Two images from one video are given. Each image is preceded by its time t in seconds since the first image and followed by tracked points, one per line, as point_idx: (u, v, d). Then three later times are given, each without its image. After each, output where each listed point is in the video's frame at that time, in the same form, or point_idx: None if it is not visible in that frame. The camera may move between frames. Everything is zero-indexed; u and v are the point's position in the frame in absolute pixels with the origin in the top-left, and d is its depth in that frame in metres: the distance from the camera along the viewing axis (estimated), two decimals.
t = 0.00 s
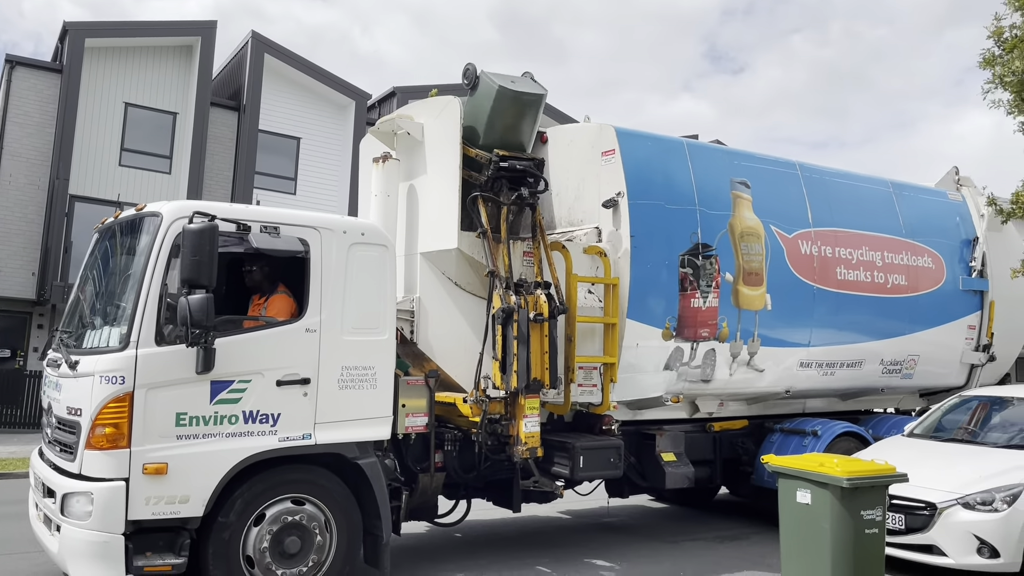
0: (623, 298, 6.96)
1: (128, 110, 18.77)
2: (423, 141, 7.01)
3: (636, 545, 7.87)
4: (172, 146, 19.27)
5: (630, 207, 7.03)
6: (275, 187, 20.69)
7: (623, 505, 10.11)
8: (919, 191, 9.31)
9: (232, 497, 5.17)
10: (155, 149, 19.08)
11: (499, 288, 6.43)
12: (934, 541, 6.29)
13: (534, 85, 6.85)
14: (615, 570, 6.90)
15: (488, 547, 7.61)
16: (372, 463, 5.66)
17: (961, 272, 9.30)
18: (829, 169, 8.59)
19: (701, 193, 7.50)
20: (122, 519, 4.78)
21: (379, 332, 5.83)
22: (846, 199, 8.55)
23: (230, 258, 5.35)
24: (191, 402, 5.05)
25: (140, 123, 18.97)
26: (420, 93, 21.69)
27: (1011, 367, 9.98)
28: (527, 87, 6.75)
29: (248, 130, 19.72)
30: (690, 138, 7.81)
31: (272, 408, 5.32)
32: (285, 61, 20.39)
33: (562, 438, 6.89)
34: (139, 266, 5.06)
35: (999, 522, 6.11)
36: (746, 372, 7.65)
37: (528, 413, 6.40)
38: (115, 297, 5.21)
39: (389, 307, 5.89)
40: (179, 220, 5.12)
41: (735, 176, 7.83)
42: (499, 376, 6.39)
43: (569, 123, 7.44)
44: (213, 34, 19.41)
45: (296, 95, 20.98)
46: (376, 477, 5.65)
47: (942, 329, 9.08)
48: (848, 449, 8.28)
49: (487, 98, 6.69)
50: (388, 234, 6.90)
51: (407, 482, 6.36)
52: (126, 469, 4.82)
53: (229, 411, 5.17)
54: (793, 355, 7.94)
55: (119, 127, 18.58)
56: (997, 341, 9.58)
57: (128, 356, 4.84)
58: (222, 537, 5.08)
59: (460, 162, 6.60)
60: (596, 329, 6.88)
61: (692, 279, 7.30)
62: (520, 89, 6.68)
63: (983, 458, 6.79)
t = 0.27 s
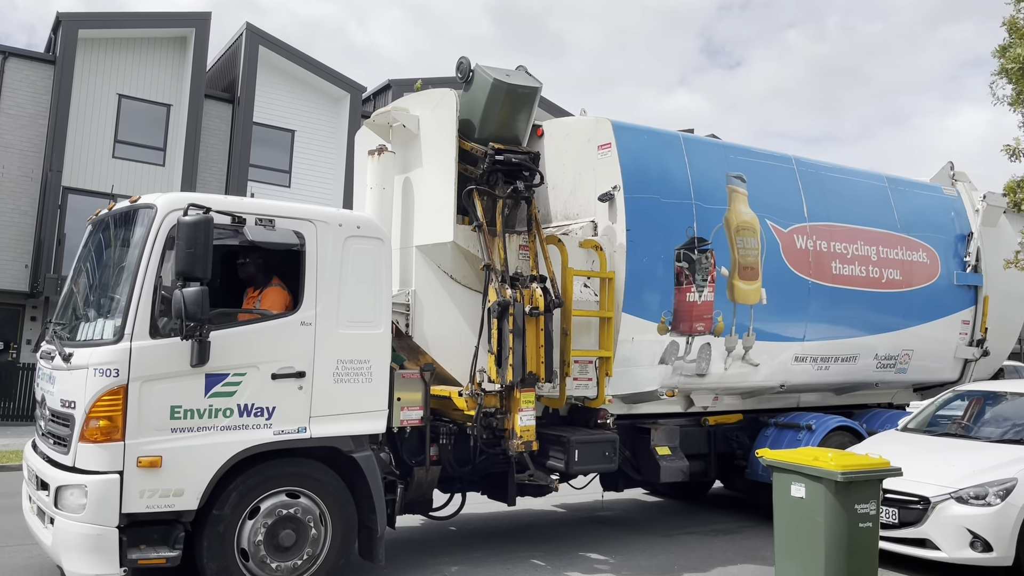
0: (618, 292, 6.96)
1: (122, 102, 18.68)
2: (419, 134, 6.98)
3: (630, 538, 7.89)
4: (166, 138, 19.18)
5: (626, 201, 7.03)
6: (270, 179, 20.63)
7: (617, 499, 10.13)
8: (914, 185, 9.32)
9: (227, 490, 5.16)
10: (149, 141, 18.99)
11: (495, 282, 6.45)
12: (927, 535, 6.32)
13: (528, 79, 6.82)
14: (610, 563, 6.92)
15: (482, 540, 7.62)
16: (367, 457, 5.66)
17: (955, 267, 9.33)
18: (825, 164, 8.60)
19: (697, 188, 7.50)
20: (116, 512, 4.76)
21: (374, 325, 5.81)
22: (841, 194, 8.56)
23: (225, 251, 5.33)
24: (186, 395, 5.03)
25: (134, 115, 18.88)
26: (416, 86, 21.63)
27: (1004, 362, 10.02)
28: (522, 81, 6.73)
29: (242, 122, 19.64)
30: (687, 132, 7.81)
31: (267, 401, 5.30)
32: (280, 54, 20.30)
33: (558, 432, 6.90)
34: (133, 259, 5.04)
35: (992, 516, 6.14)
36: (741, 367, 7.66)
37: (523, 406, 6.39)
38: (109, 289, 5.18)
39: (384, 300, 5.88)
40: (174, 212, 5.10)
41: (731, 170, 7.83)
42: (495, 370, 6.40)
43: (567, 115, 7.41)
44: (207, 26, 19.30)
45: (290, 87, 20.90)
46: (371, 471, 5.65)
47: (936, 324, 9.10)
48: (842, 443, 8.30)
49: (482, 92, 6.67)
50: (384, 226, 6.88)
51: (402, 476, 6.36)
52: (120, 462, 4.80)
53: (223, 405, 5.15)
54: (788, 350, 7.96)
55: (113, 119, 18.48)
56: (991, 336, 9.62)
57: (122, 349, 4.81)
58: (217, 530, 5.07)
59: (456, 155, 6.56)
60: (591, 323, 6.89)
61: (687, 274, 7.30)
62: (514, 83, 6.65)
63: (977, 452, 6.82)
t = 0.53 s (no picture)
0: (614, 286, 6.96)
1: (116, 94, 18.59)
2: (416, 127, 6.96)
3: (625, 532, 7.92)
4: (160, 131, 19.11)
5: (622, 194, 7.03)
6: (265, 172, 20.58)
7: (612, 492, 10.15)
8: (909, 180, 9.34)
9: (222, 482, 5.16)
10: (144, 133, 18.92)
11: (490, 274, 6.42)
12: (921, 529, 6.35)
13: (523, 72, 6.82)
14: (604, 556, 6.94)
15: (477, 533, 7.63)
16: (362, 449, 5.66)
17: (950, 261, 9.35)
18: (820, 158, 8.61)
19: (693, 182, 7.50)
20: (110, 504, 4.76)
21: (369, 318, 5.81)
22: (836, 189, 8.57)
23: (219, 243, 5.32)
24: (181, 387, 5.03)
25: (129, 108, 18.80)
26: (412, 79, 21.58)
27: (998, 357, 10.06)
28: (516, 74, 6.73)
29: (238, 115, 19.57)
30: (682, 126, 7.81)
31: (262, 393, 5.30)
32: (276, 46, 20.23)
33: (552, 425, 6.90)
34: (127, 251, 5.02)
35: (985, 510, 6.18)
36: (736, 361, 7.68)
37: (518, 399, 6.40)
38: (103, 281, 5.17)
39: (379, 293, 5.87)
40: (169, 203, 5.09)
41: (726, 164, 7.83)
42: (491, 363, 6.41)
43: (562, 109, 7.36)
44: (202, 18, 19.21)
45: (286, 80, 20.84)
46: (366, 463, 5.65)
47: (930, 319, 9.13)
48: (836, 437, 8.33)
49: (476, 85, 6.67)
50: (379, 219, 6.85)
51: (398, 469, 6.33)
52: (115, 454, 4.80)
53: (218, 396, 5.15)
54: (782, 344, 7.98)
55: (107, 112, 18.40)
56: (985, 331, 9.65)
57: (117, 341, 4.81)
58: (212, 522, 5.07)
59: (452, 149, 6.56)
60: (586, 316, 6.88)
61: (683, 268, 7.31)
62: (509, 76, 6.65)
63: (971, 446, 6.85)
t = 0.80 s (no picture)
0: (611, 280, 6.96)
1: (112, 87, 18.51)
2: (412, 120, 6.94)
3: (621, 525, 7.93)
4: (156, 123, 19.03)
5: (618, 188, 7.03)
6: (262, 166, 20.52)
7: (607, 486, 10.17)
8: (905, 175, 9.35)
9: (218, 476, 5.16)
10: (139, 126, 18.83)
11: (486, 269, 6.42)
12: (915, 523, 6.37)
13: (521, 66, 6.83)
14: (600, 549, 6.96)
15: (473, 527, 7.65)
16: (359, 443, 5.66)
17: (945, 256, 9.37)
18: (817, 153, 8.61)
19: (690, 176, 7.50)
20: (106, 497, 4.76)
21: (366, 312, 5.81)
22: (833, 184, 8.57)
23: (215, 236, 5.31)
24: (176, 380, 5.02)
25: (124, 100, 18.71)
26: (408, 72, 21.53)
27: (992, 352, 10.10)
28: (513, 67, 6.72)
29: (234, 108, 19.50)
30: (679, 120, 7.80)
31: (258, 387, 5.30)
32: (272, 39, 20.15)
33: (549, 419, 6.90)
34: (123, 244, 5.01)
35: (979, 504, 6.21)
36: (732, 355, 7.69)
37: (515, 393, 6.40)
38: (99, 274, 5.15)
39: (375, 286, 5.86)
40: (164, 196, 5.07)
41: (723, 159, 7.83)
42: (487, 357, 6.40)
43: (558, 103, 7.38)
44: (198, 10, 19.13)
45: (282, 73, 20.77)
46: (362, 457, 5.65)
47: (926, 314, 9.15)
48: (832, 432, 8.35)
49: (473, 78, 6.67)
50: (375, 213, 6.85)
51: (394, 462, 6.36)
52: (111, 447, 4.79)
53: (214, 390, 5.14)
54: (778, 338, 7.99)
55: (103, 104, 18.33)
56: (980, 326, 9.68)
57: (112, 334, 4.79)
58: (208, 515, 5.07)
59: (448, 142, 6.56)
60: (583, 310, 6.88)
61: (679, 262, 7.31)
62: (506, 68, 6.65)
63: (965, 441, 6.88)
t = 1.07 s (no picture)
0: (607, 276, 6.95)
1: (107, 80, 18.44)
2: (409, 115, 6.92)
3: (616, 521, 7.94)
4: (151, 118, 18.96)
5: (615, 184, 7.02)
6: (257, 160, 20.47)
7: (603, 481, 10.19)
8: (901, 172, 9.35)
9: (212, 471, 5.14)
10: (134, 120, 18.77)
11: (483, 264, 6.40)
12: (909, 518, 6.39)
13: (524, 59, 6.75)
14: (595, 545, 6.96)
15: (468, 522, 7.65)
16: (354, 438, 5.66)
17: (941, 253, 9.38)
18: (813, 149, 8.61)
19: (686, 172, 7.49)
20: (101, 492, 4.74)
21: (362, 307, 5.80)
22: (829, 180, 8.58)
23: (210, 231, 5.28)
24: (171, 375, 5.01)
25: (119, 94, 18.64)
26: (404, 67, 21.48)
27: (987, 348, 10.12)
28: (518, 60, 6.66)
29: (229, 102, 19.43)
30: (676, 116, 7.79)
31: (253, 382, 5.28)
32: (267, 33, 20.08)
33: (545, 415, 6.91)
34: (118, 238, 4.99)
35: (974, 500, 6.22)
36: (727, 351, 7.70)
37: (510, 389, 6.40)
38: (93, 269, 5.13)
39: (371, 281, 5.85)
40: (159, 190, 5.05)
41: (720, 155, 7.82)
42: (483, 353, 6.37)
43: (556, 98, 7.39)
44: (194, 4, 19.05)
45: (278, 67, 20.71)
46: (358, 452, 5.64)
47: (921, 310, 9.17)
48: (827, 428, 8.37)
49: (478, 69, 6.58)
50: (371, 208, 6.83)
51: (389, 457, 6.35)
52: (105, 442, 4.78)
53: (209, 385, 5.13)
54: (774, 334, 8.00)
55: (98, 98, 18.26)
56: (975, 322, 9.70)
57: (107, 328, 4.78)
58: (203, 510, 5.06)
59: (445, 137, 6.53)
60: (579, 306, 6.89)
61: (675, 258, 7.31)
62: (510, 61, 6.57)
63: (960, 437, 6.89)
